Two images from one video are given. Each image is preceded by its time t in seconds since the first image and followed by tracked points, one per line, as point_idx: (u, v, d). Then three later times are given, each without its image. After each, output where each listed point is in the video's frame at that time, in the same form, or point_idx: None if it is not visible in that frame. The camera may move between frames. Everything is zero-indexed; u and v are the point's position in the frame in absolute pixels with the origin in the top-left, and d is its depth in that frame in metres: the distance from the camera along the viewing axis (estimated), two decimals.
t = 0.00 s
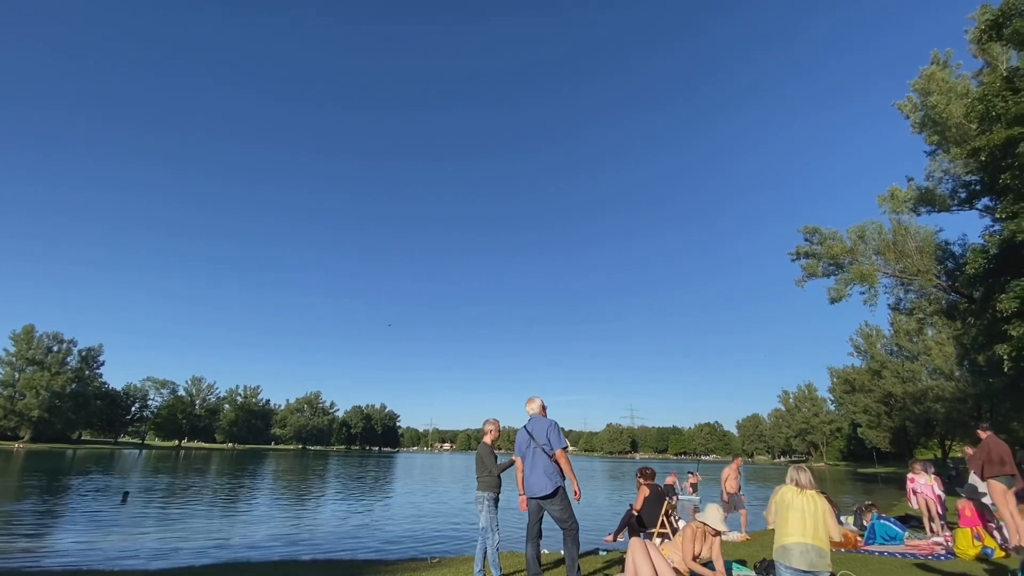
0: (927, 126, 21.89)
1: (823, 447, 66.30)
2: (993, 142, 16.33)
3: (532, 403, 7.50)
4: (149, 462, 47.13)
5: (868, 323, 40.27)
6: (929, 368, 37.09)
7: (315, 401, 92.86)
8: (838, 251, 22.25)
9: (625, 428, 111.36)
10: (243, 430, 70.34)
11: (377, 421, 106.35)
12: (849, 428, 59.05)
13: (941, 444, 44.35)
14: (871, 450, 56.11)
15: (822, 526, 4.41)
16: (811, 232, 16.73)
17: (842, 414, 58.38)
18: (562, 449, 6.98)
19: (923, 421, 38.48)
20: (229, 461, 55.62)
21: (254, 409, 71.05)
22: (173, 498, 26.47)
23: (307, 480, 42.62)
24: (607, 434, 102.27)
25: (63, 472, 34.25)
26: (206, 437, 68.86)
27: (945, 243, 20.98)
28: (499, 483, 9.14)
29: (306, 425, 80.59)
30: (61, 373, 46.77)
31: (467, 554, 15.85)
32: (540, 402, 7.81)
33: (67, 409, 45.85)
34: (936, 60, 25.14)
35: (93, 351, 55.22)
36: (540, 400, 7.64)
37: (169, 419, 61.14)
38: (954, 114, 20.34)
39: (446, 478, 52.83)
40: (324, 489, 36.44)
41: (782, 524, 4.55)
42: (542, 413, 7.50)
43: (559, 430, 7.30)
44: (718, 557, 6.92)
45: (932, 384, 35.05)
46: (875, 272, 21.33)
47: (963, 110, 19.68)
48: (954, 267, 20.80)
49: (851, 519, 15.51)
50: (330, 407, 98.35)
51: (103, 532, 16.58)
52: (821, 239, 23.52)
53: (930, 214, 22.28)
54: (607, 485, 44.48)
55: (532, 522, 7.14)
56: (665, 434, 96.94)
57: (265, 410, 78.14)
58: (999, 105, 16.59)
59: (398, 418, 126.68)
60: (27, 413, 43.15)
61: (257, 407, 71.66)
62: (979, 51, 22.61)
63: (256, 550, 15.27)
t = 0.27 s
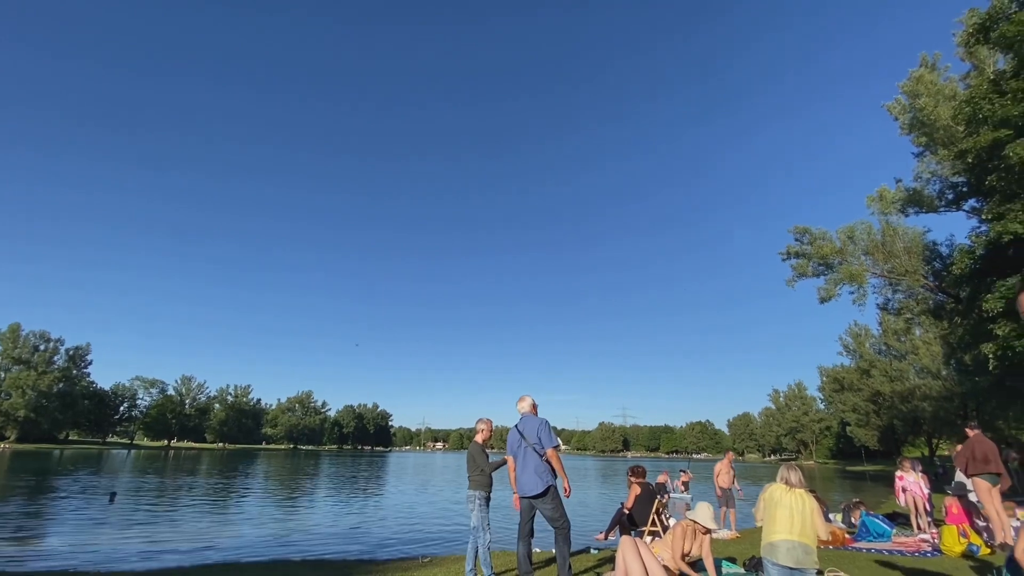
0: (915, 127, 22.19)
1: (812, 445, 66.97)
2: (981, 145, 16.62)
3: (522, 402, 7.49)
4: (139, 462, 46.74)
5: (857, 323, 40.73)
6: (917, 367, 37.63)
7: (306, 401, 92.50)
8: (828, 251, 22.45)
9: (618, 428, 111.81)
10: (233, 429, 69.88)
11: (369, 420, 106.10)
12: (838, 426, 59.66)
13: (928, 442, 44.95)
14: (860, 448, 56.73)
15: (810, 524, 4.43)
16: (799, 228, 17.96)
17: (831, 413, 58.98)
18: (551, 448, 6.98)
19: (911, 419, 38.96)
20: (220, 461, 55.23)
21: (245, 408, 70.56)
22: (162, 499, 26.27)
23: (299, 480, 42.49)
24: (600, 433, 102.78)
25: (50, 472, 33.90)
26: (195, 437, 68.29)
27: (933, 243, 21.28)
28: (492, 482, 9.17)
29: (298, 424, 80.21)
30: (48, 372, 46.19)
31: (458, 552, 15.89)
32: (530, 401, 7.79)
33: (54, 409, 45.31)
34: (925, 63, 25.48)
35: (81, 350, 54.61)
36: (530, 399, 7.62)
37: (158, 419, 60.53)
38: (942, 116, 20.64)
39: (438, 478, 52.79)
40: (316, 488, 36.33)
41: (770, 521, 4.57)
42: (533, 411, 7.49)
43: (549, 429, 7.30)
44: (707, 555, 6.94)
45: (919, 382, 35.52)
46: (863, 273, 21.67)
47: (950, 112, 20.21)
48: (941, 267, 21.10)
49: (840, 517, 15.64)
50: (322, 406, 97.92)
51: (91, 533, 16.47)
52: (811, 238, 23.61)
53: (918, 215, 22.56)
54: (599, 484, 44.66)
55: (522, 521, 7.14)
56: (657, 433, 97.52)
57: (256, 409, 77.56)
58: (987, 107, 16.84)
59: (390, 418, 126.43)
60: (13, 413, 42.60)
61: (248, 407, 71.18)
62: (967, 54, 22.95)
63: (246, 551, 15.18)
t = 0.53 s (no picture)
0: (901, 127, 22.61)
1: (800, 441, 67.83)
2: (964, 145, 16.97)
3: (511, 400, 7.48)
4: (125, 462, 46.19)
5: (843, 321, 41.29)
6: (902, 364, 38.28)
7: (296, 400, 91.87)
8: (816, 251, 22.64)
9: (608, 425, 112.40)
10: (222, 429, 69.27)
11: (359, 419, 105.71)
12: (825, 422, 60.48)
13: (912, 438, 45.71)
14: (846, 444, 57.55)
15: (796, 521, 4.49)
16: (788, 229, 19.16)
17: (818, 410, 59.76)
18: (540, 447, 6.98)
19: (895, 416, 39.59)
20: (208, 460, 54.73)
21: (234, 407, 69.97)
22: (149, 499, 26.03)
23: (288, 479, 42.29)
24: (590, 430, 103.35)
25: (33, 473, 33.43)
26: (183, 437, 67.57)
27: (917, 243, 21.51)
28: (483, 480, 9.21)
29: (287, 423, 79.69)
30: (31, 372, 45.44)
31: (448, 552, 15.91)
32: (519, 400, 7.80)
33: (38, 409, 44.61)
34: (911, 64, 25.90)
35: (65, 349, 53.79)
36: (518, 397, 7.63)
37: (145, 418, 59.78)
38: (927, 117, 21.03)
39: (429, 476, 52.77)
40: (305, 488, 36.18)
41: (757, 518, 4.61)
42: (521, 410, 7.48)
43: (538, 428, 7.29)
44: (694, 552, 7.01)
45: (904, 379, 36.13)
46: (849, 271, 22.11)
47: (934, 113, 20.64)
48: (926, 266, 21.29)
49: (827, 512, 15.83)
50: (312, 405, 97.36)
51: (76, 535, 16.31)
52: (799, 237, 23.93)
53: (904, 214, 22.91)
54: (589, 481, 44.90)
55: (512, 520, 7.17)
56: (647, 430, 98.24)
57: (245, 408, 76.84)
58: (970, 109, 17.15)
59: (381, 417, 125.99)
60: None
61: (237, 406, 70.60)
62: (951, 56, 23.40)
63: (234, 551, 15.10)
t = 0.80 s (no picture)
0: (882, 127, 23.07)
1: (783, 437, 68.90)
2: (943, 146, 17.31)
3: (495, 400, 7.45)
4: (106, 463, 45.34)
5: (826, 318, 41.99)
6: (882, 361, 39.07)
7: (282, 398, 90.96)
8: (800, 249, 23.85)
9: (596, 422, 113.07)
10: (206, 428, 68.36)
11: (347, 417, 105.06)
12: (808, 418, 61.51)
13: (892, 433, 46.68)
14: (828, 439, 58.60)
15: (778, 517, 4.67)
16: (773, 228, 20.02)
17: (802, 405, 60.75)
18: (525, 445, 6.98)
19: (876, 411, 40.40)
20: (192, 460, 53.98)
21: (219, 406, 69.08)
22: (131, 500, 25.65)
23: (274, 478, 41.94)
24: (578, 427, 103.92)
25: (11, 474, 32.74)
26: (166, 436, 66.50)
27: (898, 241, 22.47)
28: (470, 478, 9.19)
29: (273, 422, 78.88)
30: (8, 371, 44.35)
31: (434, 550, 15.91)
32: (505, 398, 7.75)
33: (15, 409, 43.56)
34: (891, 65, 26.41)
35: (44, 347, 52.57)
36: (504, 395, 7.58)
37: (127, 418, 58.70)
38: (907, 118, 21.52)
39: (417, 474, 52.67)
40: (292, 487, 35.93)
41: (741, 514, 4.78)
42: (506, 408, 7.47)
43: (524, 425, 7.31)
44: (678, 547, 7.10)
45: (884, 375, 36.89)
46: (832, 269, 23.05)
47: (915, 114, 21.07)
48: (905, 264, 22.23)
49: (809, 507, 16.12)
50: (298, 404, 96.49)
51: (55, 537, 16.03)
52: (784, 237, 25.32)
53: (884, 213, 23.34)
54: (577, 478, 45.16)
55: (498, 518, 7.16)
56: (634, 426, 99.05)
57: (229, 407, 75.87)
58: (949, 110, 17.56)
59: (368, 415, 125.29)
60: None
61: (221, 405, 69.71)
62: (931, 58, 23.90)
63: (220, 552, 14.99)
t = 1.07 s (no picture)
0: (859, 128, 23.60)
1: (763, 431, 70.18)
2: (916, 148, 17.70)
3: (478, 399, 7.46)
4: (80, 464, 44.20)
5: (805, 315, 42.84)
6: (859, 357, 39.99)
7: (264, 396, 89.62)
8: (780, 247, 25.07)
9: (580, 418, 113.77)
10: (185, 427, 67.06)
11: (330, 415, 104.03)
12: (787, 413, 62.72)
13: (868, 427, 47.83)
14: (806, 434, 59.84)
15: (754, 510, 4.87)
16: (755, 221, 20.87)
17: (781, 401, 61.93)
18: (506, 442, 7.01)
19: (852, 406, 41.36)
20: (170, 460, 52.93)
21: (198, 405, 67.81)
22: (106, 502, 25.12)
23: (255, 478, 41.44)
24: (563, 423, 104.50)
25: None
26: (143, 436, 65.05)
27: (873, 241, 23.70)
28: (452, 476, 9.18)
29: (254, 421, 77.70)
30: None
31: (416, 547, 15.91)
32: (486, 396, 7.76)
33: None
34: (868, 68, 27.03)
35: (14, 346, 50.92)
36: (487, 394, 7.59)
37: (102, 418, 57.25)
38: (883, 119, 22.10)
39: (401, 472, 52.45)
40: (273, 486, 35.57)
41: (720, 507, 4.98)
42: (488, 406, 7.49)
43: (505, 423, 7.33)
44: (658, 542, 7.24)
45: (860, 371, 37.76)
46: (810, 267, 24.13)
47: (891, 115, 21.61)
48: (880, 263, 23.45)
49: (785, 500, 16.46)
50: (280, 402, 95.21)
51: (26, 542, 15.66)
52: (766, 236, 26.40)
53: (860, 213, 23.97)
54: (561, 474, 45.41)
55: (480, 515, 7.18)
56: (618, 422, 99.91)
57: (208, 406, 74.49)
58: (922, 113, 18.01)
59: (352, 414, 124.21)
60: None
61: (201, 404, 68.45)
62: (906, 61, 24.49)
63: (198, 554, 14.81)
